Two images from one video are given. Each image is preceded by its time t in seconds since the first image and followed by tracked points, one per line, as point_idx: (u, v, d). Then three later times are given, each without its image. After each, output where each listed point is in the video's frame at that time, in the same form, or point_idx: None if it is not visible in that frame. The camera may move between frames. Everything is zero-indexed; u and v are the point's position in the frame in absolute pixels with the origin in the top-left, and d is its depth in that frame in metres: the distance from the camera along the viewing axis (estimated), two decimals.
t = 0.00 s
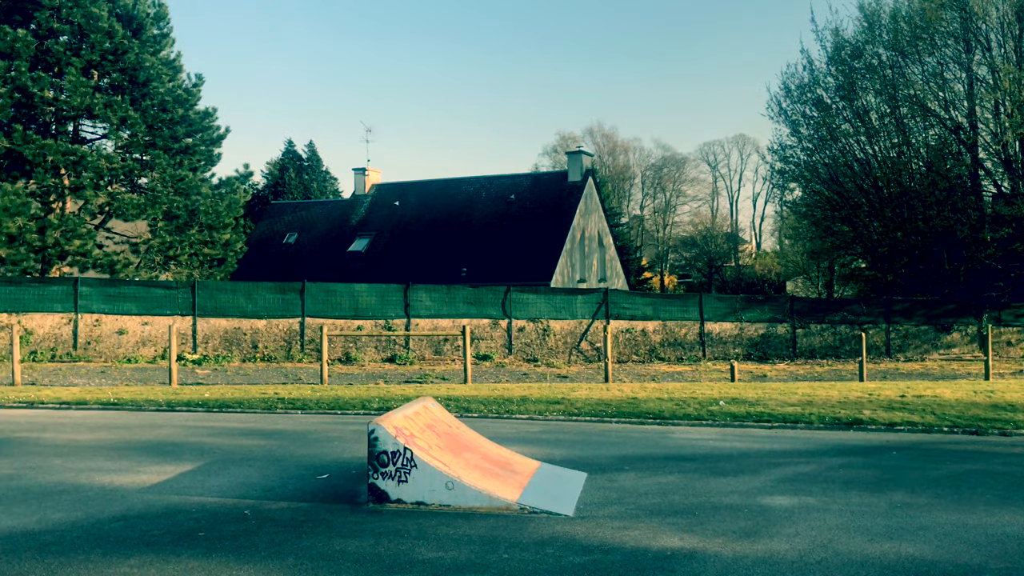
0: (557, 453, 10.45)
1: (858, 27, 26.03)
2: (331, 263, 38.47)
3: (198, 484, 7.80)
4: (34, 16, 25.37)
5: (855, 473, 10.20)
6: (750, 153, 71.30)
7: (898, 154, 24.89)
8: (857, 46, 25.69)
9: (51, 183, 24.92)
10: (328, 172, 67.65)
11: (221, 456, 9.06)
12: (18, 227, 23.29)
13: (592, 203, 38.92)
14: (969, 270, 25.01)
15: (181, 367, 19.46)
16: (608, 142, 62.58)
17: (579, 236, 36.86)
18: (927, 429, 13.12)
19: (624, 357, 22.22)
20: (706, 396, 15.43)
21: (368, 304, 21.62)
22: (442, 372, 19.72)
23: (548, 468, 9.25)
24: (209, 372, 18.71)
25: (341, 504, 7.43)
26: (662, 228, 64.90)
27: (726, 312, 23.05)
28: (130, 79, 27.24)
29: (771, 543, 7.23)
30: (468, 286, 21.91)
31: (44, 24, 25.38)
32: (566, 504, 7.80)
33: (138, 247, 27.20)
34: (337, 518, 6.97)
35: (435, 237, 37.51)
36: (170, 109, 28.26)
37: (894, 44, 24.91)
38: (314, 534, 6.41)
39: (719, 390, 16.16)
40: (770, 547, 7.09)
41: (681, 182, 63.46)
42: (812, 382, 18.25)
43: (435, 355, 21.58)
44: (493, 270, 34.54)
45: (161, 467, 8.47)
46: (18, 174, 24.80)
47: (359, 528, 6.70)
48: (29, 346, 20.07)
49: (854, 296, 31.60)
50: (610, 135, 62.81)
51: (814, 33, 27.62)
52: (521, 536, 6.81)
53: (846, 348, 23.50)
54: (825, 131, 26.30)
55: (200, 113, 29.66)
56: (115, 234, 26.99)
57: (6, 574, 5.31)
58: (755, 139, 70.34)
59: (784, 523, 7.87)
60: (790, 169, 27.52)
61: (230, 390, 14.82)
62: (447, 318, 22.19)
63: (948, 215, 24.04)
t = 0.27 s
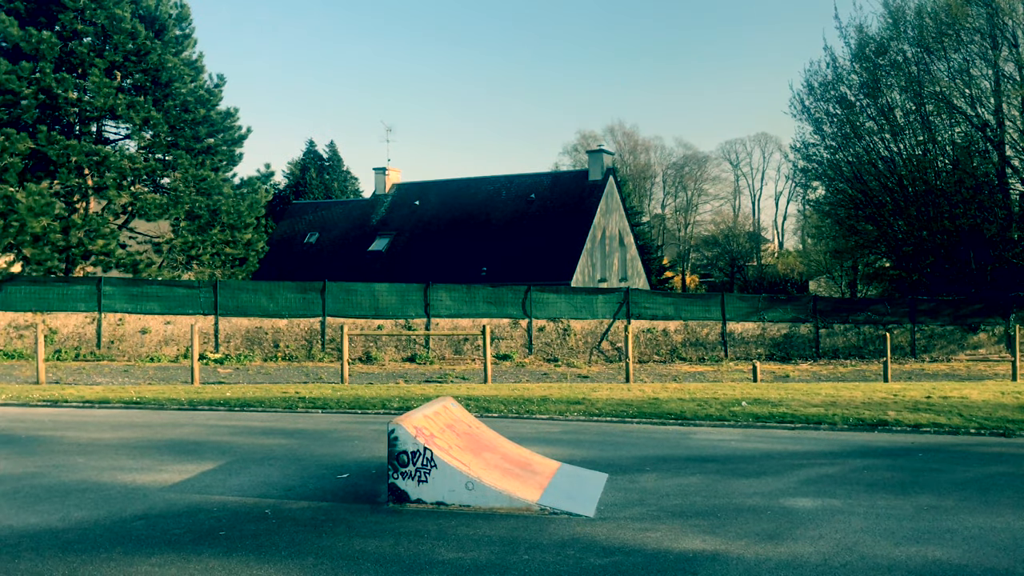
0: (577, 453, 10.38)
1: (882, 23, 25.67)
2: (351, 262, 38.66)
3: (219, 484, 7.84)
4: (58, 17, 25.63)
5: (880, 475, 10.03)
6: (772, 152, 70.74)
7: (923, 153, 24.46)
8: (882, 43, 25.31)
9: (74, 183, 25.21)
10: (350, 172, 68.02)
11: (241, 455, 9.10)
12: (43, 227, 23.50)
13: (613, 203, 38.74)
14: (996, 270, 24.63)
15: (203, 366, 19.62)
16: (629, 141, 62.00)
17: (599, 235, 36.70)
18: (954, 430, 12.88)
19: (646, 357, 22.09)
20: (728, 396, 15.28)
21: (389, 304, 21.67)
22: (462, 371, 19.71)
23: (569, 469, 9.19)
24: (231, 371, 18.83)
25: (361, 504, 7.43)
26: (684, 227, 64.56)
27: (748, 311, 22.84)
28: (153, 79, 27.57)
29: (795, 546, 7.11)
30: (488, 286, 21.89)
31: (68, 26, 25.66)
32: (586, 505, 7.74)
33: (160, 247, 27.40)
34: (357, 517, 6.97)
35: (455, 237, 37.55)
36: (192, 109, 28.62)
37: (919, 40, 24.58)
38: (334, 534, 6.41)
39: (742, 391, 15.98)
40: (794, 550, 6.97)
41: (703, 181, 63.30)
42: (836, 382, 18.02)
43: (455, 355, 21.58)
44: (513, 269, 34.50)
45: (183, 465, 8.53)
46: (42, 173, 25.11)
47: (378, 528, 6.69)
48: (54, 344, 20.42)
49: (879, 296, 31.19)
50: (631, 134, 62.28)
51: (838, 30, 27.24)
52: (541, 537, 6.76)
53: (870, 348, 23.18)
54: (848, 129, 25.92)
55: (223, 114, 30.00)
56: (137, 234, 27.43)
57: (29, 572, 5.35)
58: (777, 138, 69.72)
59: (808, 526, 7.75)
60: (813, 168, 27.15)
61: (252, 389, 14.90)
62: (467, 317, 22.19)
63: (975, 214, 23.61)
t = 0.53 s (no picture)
0: (598, 453, 10.32)
1: (907, 20, 25.21)
2: (372, 262, 38.82)
3: (241, 482, 7.89)
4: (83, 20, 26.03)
5: (907, 477, 9.85)
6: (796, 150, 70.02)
7: (949, 151, 24.02)
8: (907, 40, 24.81)
9: (99, 183, 25.66)
10: (371, 172, 68.36)
11: (263, 454, 9.15)
12: (69, 226, 23.81)
13: (635, 202, 38.54)
14: None
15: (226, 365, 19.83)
16: (651, 140, 61.70)
17: (621, 234, 36.52)
18: (983, 432, 12.62)
19: (667, 357, 21.96)
20: (751, 396, 15.12)
21: (410, 303, 21.75)
22: (482, 371, 19.69)
23: (591, 469, 9.14)
24: (253, 370, 19.00)
25: (382, 504, 7.44)
26: (706, 227, 64.19)
27: (771, 311, 22.62)
28: (176, 81, 27.87)
29: (820, 549, 7.01)
30: (509, 285, 21.87)
31: (93, 28, 26.09)
32: (608, 506, 7.68)
33: (184, 247, 27.75)
34: (378, 517, 6.97)
35: (475, 237, 37.57)
36: (215, 110, 28.76)
37: (945, 37, 23.98)
38: (355, 534, 6.41)
39: (765, 391, 15.82)
40: (819, 553, 6.87)
41: (725, 179, 62.57)
42: (861, 382, 17.79)
43: (475, 354, 21.58)
44: (534, 268, 34.46)
45: (206, 464, 8.59)
46: (68, 174, 25.50)
47: (399, 528, 6.69)
48: (79, 343, 20.70)
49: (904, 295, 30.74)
50: (653, 133, 61.98)
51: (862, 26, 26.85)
52: (562, 538, 6.71)
53: (896, 348, 22.83)
54: (872, 128, 25.53)
55: (245, 114, 30.22)
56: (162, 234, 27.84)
57: (55, 569, 5.42)
58: (801, 136, 69.01)
59: (833, 528, 7.63)
60: (836, 166, 26.80)
61: (274, 388, 14.99)
62: (487, 317, 22.20)
63: (1002, 212, 23.35)
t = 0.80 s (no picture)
0: (620, 454, 10.24)
1: (935, 16, 24.71)
2: (393, 261, 38.97)
3: (263, 481, 7.93)
4: (109, 22, 26.40)
5: (935, 480, 9.66)
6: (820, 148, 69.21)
7: (977, 148, 23.59)
8: (934, 36, 24.30)
9: (124, 184, 26.04)
10: (393, 172, 68.64)
11: (285, 453, 9.19)
12: (95, 227, 24.11)
13: (657, 201, 38.29)
14: None
15: (249, 364, 20.00)
16: (673, 139, 61.33)
17: (643, 233, 36.30)
18: (1014, 434, 12.35)
19: (690, 357, 21.81)
20: (775, 397, 14.93)
21: (431, 303, 21.80)
22: (503, 371, 19.64)
23: (613, 470, 9.08)
24: (276, 369, 19.13)
25: (403, 503, 7.43)
26: (729, 226, 63.85)
27: (795, 311, 22.35)
28: (200, 82, 28.14)
29: (846, 552, 6.88)
30: (531, 285, 21.83)
31: (118, 30, 26.45)
32: (631, 507, 7.62)
33: (208, 247, 28.05)
34: (400, 517, 6.97)
35: (495, 236, 37.58)
36: (238, 111, 29.12)
37: (973, 33, 23.71)
38: (377, 534, 6.41)
39: (789, 392, 15.63)
40: (846, 557, 6.75)
41: (748, 179, 61.91)
42: (888, 383, 17.55)
43: (497, 354, 21.53)
44: (554, 268, 34.39)
45: (229, 463, 8.65)
46: (94, 175, 25.81)
47: (420, 528, 6.68)
48: (105, 343, 20.98)
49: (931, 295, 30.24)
50: (675, 132, 61.62)
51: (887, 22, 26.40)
52: (584, 540, 6.66)
53: (922, 349, 22.44)
54: (898, 125, 25.03)
55: (268, 115, 30.50)
56: (185, 235, 28.23)
57: (79, 567, 5.47)
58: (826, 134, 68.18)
59: (860, 532, 7.49)
60: (861, 164, 26.24)
61: (296, 387, 15.06)
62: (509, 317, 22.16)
63: None
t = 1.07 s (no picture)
0: (640, 455, 10.16)
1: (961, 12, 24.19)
2: (413, 261, 39.13)
3: (284, 480, 7.96)
4: (132, 24, 26.74)
5: (963, 482, 9.48)
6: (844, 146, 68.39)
7: (1004, 146, 23.24)
8: (959, 32, 23.87)
9: (147, 184, 26.32)
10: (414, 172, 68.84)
11: (306, 452, 9.22)
12: (118, 227, 24.39)
13: (679, 200, 38.06)
14: None
15: (270, 364, 20.14)
16: (694, 138, 60.95)
17: (664, 232, 36.09)
18: None
19: (711, 357, 21.62)
20: (798, 398, 14.76)
21: (451, 302, 21.84)
22: (523, 371, 19.61)
23: (634, 471, 9.01)
24: (296, 368, 19.24)
25: (423, 503, 7.43)
26: (751, 225, 63.31)
27: (818, 310, 22.12)
28: (222, 83, 28.44)
29: (872, 555, 6.77)
30: (551, 284, 21.77)
31: (141, 31, 26.79)
32: (652, 508, 7.55)
33: (230, 247, 28.21)
34: (420, 517, 6.96)
35: (515, 236, 37.58)
36: (260, 111, 29.25)
37: (1000, 29, 23.28)
38: (397, 534, 6.40)
39: (813, 392, 15.43)
40: (871, 560, 6.63)
41: (770, 177, 61.44)
42: (913, 384, 17.28)
43: (517, 353, 21.50)
44: (574, 267, 34.33)
45: (250, 462, 8.69)
46: (117, 175, 26.08)
47: (440, 528, 6.66)
48: (128, 342, 21.25)
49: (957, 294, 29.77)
50: (696, 130, 61.23)
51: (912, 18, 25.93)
52: (605, 541, 6.61)
53: (948, 349, 22.09)
54: (924, 123, 24.57)
55: (290, 116, 30.75)
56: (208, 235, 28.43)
57: (102, 565, 5.52)
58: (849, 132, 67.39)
59: (886, 535, 7.36)
60: (885, 163, 25.76)
61: (317, 386, 15.13)
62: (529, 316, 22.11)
63: None
